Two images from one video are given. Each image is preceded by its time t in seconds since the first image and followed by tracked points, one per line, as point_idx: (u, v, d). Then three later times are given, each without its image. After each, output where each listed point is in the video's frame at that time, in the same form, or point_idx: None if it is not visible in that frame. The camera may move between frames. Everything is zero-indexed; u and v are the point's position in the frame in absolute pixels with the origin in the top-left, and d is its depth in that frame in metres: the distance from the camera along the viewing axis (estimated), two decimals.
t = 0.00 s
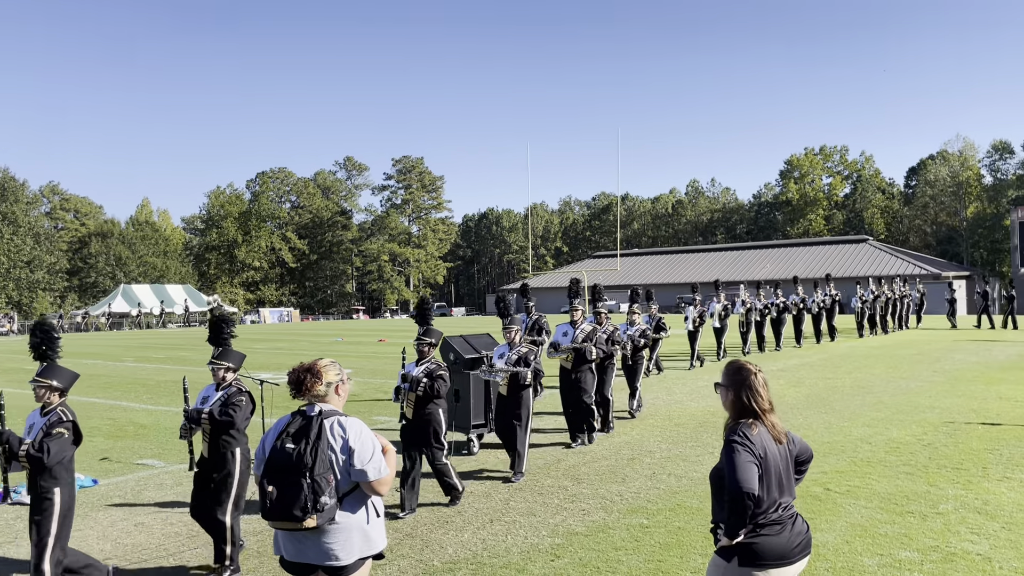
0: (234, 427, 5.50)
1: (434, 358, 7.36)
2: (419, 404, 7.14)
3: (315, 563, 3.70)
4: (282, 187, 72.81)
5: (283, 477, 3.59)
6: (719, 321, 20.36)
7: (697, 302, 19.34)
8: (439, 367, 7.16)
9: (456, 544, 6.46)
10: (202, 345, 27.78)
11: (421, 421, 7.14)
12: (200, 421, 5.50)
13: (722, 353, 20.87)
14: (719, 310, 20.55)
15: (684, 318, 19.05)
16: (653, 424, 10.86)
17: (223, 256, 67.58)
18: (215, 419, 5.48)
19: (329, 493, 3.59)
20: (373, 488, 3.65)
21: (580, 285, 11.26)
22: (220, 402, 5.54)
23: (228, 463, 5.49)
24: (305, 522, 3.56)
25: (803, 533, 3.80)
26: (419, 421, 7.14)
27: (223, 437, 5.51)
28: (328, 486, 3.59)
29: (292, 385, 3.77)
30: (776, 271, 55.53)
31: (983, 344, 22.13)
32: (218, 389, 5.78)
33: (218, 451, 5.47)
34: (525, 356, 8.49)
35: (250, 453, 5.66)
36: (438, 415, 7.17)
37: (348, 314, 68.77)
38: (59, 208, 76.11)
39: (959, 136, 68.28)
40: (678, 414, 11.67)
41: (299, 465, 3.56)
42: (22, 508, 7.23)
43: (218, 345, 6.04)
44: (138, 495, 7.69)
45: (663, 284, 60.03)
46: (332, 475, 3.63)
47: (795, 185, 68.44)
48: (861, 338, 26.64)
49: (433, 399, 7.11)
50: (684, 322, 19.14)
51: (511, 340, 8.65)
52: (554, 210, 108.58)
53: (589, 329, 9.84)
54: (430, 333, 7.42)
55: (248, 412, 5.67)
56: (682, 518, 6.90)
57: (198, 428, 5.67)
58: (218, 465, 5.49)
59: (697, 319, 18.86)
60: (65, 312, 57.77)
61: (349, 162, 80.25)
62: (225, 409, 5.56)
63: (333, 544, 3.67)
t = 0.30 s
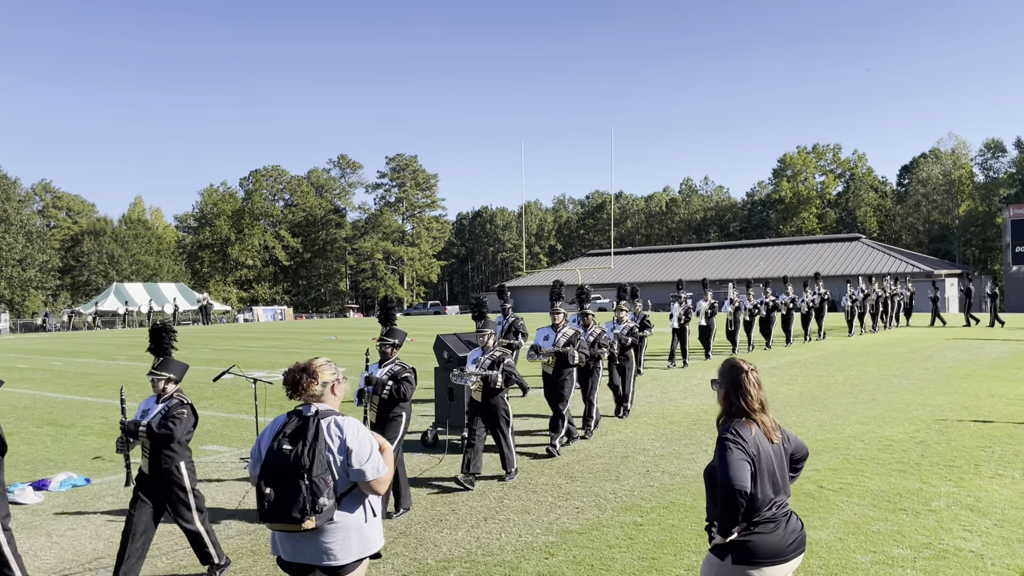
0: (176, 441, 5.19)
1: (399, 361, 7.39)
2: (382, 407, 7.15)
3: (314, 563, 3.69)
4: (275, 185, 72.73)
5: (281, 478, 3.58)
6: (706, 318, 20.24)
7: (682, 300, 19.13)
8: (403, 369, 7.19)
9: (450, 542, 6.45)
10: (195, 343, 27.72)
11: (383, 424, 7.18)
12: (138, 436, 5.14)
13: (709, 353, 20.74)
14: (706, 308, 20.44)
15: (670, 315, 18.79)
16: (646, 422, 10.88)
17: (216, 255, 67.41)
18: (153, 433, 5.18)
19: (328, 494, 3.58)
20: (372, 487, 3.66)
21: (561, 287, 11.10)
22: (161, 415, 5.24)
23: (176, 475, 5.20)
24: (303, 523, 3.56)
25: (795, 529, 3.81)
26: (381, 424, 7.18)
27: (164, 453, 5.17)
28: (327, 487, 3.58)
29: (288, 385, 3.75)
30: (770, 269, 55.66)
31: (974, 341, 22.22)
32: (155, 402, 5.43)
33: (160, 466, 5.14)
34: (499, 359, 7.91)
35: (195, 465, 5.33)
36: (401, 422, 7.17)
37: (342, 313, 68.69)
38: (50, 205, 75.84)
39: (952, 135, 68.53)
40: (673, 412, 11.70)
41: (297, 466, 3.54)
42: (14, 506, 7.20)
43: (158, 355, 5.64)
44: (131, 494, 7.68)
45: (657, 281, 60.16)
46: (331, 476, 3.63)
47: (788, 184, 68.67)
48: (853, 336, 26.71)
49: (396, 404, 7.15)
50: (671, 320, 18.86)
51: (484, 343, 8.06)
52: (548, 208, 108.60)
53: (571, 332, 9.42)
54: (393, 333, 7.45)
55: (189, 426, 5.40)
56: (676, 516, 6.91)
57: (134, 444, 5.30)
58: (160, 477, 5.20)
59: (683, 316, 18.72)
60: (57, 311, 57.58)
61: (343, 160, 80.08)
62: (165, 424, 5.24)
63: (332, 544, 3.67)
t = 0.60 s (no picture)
0: (111, 440, 5.08)
1: (361, 361, 7.40)
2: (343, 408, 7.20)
3: (309, 560, 3.69)
4: (270, 183, 72.65)
5: (276, 478, 3.55)
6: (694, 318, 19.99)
7: (667, 297, 18.89)
8: (363, 371, 7.25)
9: (446, 540, 6.45)
10: (191, 341, 27.71)
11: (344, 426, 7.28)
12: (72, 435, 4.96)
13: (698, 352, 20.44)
14: (694, 308, 20.22)
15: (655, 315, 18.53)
16: (642, 420, 10.88)
17: (211, 253, 67.38)
18: (87, 431, 5.02)
19: (324, 493, 3.58)
20: (368, 485, 3.66)
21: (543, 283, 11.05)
22: (96, 414, 5.10)
23: (103, 480, 5.03)
24: (299, 522, 3.55)
25: (791, 525, 3.81)
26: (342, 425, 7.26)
27: (98, 452, 5.04)
28: (322, 486, 3.58)
29: (282, 383, 3.73)
30: (765, 266, 55.76)
31: (969, 340, 22.29)
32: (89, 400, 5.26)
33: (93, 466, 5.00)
34: (471, 356, 7.87)
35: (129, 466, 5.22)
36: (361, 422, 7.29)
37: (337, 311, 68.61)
38: (44, 203, 75.73)
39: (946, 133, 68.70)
40: (669, 410, 11.70)
41: (292, 466, 3.52)
42: (8, 505, 7.18)
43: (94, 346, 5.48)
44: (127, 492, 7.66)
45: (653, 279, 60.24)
46: (327, 475, 3.62)
47: (784, 182, 68.86)
48: (848, 334, 26.79)
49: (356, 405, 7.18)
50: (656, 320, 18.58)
51: (453, 341, 7.95)
52: (544, 207, 108.68)
53: (553, 329, 9.31)
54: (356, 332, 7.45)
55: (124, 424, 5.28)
56: (671, 513, 6.92)
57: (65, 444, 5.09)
58: (89, 478, 5.03)
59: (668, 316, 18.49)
60: (51, 308, 57.46)
61: (338, 157, 80.01)
62: (101, 423, 5.11)
63: (327, 542, 3.66)
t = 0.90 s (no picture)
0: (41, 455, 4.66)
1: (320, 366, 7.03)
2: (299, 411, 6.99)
3: (303, 557, 3.69)
4: (268, 180, 72.49)
5: (270, 474, 3.56)
6: (681, 316, 19.78)
7: (655, 295, 18.69)
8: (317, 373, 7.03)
9: (442, 538, 6.44)
10: (188, 339, 27.67)
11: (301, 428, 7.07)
12: None
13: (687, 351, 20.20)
14: (682, 306, 20.05)
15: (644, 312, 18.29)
16: (638, 418, 10.89)
17: (208, 250, 67.34)
18: (17, 448, 4.64)
19: (318, 490, 3.58)
20: (362, 483, 3.67)
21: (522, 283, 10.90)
22: (26, 427, 4.71)
23: (34, 499, 4.59)
24: (293, 520, 3.54)
25: (788, 523, 3.81)
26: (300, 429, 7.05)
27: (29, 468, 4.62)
28: (316, 483, 3.57)
29: (278, 380, 3.74)
30: (763, 265, 55.82)
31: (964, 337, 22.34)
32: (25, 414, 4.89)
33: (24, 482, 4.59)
34: (444, 363, 7.37)
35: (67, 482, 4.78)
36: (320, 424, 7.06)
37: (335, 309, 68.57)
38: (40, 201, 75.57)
39: (943, 131, 68.86)
40: (665, 407, 11.71)
41: (287, 462, 3.53)
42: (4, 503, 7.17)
43: (27, 360, 5.34)
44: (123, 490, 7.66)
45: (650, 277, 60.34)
46: (321, 472, 3.62)
47: (780, 180, 68.92)
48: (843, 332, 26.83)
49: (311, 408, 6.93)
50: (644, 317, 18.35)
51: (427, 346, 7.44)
52: (541, 205, 108.73)
53: (531, 333, 8.97)
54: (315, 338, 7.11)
55: (62, 439, 4.86)
56: (668, 511, 6.93)
57: None
58: (22, 497, 4.61)
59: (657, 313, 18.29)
60: (47, 305, 57.34)
61: (336, 155, 79.93)
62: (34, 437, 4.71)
63: (321, 538, 3.66)
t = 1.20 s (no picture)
0: None
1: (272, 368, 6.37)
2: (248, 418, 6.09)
3: (299, 554, 3.70)
4: (265, 179, 72.56)
5: (265, 472, 3.56)
6: (672, 317, 19.62)
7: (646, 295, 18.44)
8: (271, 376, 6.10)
9: (440, 535, 6.45)
10: (186, 337, 27.68)
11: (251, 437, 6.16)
12: None
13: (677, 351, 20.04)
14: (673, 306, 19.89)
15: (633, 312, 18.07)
16: (636, 416, 10.87)
17: (206, 248, 67.37)
18: None
19: (313, 487, 3.58)
20: (359, 480, 3.67)
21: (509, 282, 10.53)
22: None
23: None
24: (289, 516, 3.54)
25: (785, 521, 3.82)
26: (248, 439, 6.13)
27: None
28: (311, 480, 3.58)
29: (275, 378, 3.75)
30: (761, 263, 55.88)
31: (961, 336, 22.37)
32: None
33: None
34: (413, 360, 7.29)
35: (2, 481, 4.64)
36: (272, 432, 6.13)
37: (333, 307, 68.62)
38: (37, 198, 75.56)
39: (940, 130, 68.98)
40: (663, 405, 11.72)
41: (282, 459, 3.52)
42: None
43: None
44: (120, 488, 7.64)
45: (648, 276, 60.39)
46: (316, 469, 3.62)
47: (778, 178, 69.00)
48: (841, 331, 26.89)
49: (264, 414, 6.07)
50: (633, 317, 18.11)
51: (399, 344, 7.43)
52: (539, 203, 108.82)
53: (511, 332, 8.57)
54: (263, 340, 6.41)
55: None
56: (666, 508, 6.94)
57: None
58: None
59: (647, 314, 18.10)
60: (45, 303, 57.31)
61: (334, 154, 79.91)
62: None
63: (317, 536, 3.66)
